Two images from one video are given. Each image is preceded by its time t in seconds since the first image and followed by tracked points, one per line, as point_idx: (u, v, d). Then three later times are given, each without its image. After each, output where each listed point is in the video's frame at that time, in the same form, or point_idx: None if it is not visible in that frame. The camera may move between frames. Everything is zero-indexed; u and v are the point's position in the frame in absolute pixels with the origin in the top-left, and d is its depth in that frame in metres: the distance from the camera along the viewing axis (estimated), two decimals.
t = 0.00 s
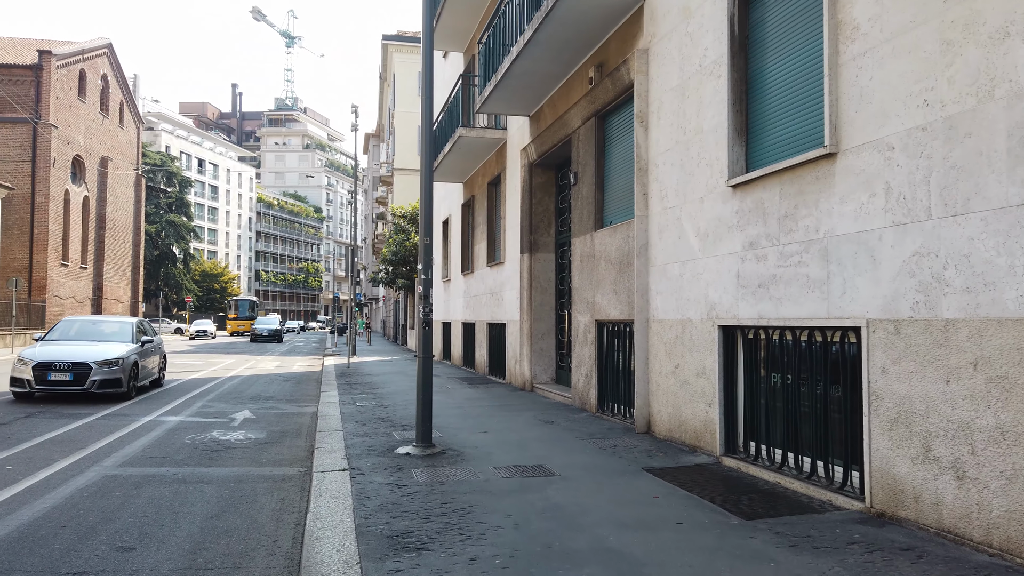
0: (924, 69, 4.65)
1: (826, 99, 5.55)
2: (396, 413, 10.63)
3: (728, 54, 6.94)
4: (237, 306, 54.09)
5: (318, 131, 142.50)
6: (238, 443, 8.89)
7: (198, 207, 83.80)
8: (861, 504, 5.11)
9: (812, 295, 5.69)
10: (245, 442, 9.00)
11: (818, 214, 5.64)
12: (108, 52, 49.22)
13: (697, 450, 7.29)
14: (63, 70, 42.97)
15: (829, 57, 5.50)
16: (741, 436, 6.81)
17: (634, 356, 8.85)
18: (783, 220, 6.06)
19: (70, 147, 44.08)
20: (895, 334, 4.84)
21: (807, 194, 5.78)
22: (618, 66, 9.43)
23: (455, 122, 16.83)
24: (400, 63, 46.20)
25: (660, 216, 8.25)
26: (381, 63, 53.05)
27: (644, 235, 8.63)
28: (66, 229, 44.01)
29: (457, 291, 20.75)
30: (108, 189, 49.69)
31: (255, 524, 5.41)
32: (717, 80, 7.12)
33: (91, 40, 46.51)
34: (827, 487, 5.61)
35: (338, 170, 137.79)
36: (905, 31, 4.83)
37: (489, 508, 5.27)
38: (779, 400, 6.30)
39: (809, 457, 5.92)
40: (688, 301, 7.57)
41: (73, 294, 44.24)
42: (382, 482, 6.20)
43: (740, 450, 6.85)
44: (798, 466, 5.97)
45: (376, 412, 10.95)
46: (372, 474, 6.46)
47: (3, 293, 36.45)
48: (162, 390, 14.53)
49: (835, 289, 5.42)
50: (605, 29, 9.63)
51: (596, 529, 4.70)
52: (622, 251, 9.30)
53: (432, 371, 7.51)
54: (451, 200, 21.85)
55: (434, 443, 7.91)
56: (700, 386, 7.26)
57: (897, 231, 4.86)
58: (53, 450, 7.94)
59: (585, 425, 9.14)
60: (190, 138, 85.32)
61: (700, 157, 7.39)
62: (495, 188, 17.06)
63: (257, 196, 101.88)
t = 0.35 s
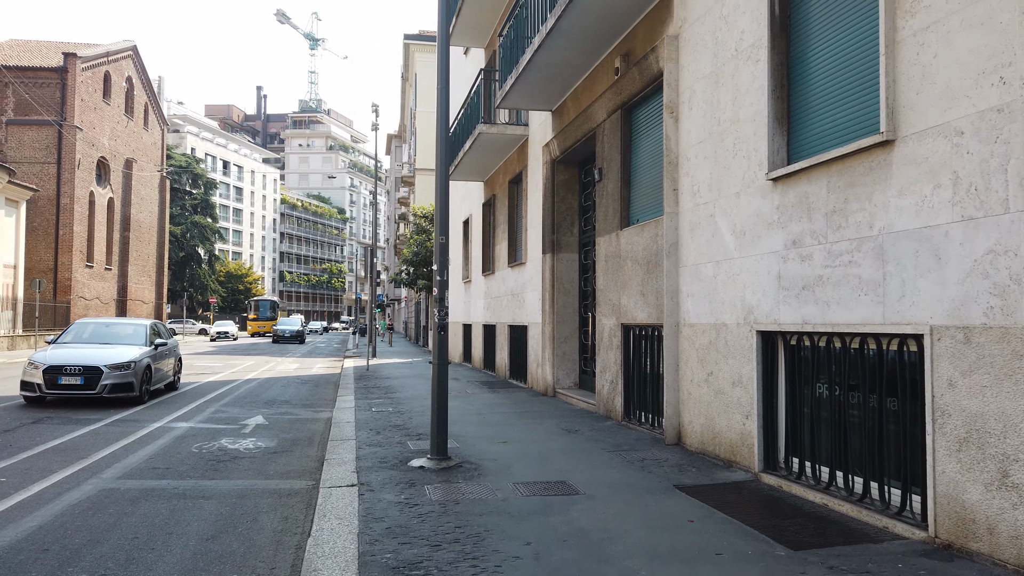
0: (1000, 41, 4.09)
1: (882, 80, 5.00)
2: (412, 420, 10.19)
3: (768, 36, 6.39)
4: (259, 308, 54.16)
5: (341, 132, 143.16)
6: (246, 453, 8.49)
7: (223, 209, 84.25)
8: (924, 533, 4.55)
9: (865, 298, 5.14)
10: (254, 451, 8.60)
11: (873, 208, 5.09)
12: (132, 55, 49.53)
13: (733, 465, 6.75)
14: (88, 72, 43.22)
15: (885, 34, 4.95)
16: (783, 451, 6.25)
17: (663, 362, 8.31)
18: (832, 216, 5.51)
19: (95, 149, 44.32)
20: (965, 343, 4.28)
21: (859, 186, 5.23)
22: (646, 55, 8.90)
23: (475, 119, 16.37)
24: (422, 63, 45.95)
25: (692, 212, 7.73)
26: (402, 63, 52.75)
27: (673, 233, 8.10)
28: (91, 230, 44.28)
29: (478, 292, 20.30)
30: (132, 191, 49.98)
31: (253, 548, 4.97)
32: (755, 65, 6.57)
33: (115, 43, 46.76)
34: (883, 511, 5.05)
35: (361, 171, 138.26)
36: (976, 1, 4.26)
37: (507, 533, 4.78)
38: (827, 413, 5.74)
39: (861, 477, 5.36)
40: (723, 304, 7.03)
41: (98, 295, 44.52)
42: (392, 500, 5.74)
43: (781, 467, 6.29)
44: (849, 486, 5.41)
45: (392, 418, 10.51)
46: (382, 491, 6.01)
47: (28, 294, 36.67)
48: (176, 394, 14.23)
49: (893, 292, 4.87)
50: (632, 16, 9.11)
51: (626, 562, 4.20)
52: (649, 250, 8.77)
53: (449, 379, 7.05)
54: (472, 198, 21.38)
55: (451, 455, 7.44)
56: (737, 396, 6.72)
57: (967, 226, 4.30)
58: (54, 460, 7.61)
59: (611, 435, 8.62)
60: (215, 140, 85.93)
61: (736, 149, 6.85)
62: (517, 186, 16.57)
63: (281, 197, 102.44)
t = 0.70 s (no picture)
0: None
1: (918, 55, 4.49)
2: (407, 427, 9.69)
3: (787, 12, 5.88)
4: (258, 310, 53.83)
5: (346, 134, 143.21)
6: (229, 463, 8.00)
7: (227, 211, 84.04)
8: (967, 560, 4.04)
9: (898, 296, 4.62)
10: (238, 461, 8.11)
11: (907, 197, 4.58)
12: (134, 55, 49.22)
13: (748, 478, 6.23)
14: (89, 73, 42.93)
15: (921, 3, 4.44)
16: (803, 464, 5.74)
17: (671, 367, 7.80)
18: (859, 207, 5.00)
19: (96, 150, 44.03)
20: (1018, 348, 3.77)
21: (891, 173, 4.72)
22: (653, 41, 8.40)
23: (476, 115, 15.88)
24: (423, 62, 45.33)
25: (702, 206, 7.23)
26: (405, 64, 52.30)
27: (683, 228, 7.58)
28: (92, 232, 43.93)
29: (480, 293, 19.81)
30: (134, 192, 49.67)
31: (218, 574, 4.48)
32: (772, 46, 6.05)
33: (117, 43, 46.46)
34: (918, 534, 4.52)
35: (366, 173, 138.10)
36: None
37: (499, 560, 4.28)
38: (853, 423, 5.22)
39: (892, 495, 4.84)
40: (737, 305, 6.52)
41: (98, 297, 44.20)
42: (376, 518, 5.24)
43: (801, 481, 5.77)
44: (879, 505, 4.88)
45: (386, 425, 10.00)
46: (367, 508, 5.51)
47: (27, 296, 36.33)
48: (166, 399, 13.77)
49: (931, 289, 4.36)
50: None
51: None
52: (657, 248, 8.27)
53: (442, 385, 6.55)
54: (473, 198, 20.89)
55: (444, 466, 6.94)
56: (752, 404, 6.20)
57: (1019, 215, 3.79)
58: (22, 471, 7.14)
59: (615, 444, 8.11)
60: (219, 142, 85.75)
61: (751, 136, 6.34)
62: (519, 183, 16.07)
63: (286, 199, 102.27)
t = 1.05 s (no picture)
0: None
1: (978, 28, 3.99)
2: (411, 436, 9.23)
3: None
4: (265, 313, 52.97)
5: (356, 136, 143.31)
6: (222, 476, 7.55)
7: (237, 213, 84.03)
8: None
9: (956, 299, 4.12)
10: (232, 474, 7.67)
11: (965, 188, 4.07)
12: (144, 57, 49.14)
13: (779, 497, 5.73)
14: (97, 74, 42.82)
15: None
16: (841, 483, 5.23)
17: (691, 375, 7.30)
18: (908, 199, 4.50)
19: (104, 152, 43.91)
20: None
21: (946, 161, 4.21)
22: (669, 28, 7.93)
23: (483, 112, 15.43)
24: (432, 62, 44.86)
25: (725, 202, 6.73)
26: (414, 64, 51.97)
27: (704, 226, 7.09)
28: (100, 234, 43.78)
29: (489, 295, 19.34)
30: (143, 194, 49.56)
31: None
32: (803, 27, 5.55)
33: (126, 45, 46.36)
34: (980, 567, 4.02)
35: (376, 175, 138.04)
36: None
37: None
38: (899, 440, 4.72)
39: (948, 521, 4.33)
40: (765, 308, 6.02)
41: (107, 300, 44.05)
42: (372, 543, 4.77)
43: (839, 502, 5.27)
44: (932, 533, 4.38)
45: (389, 434, 9.53)
46: (362, 531, 5.04)
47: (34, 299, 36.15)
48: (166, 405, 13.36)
49: (996, 291, 3.85)
50: None
51: None
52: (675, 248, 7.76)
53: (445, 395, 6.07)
54: (482, 198, 20.42)
55: (448, 481, 6.46)
56: (783, 417, 5.70)
57: None
58: None
59: (631, 457, 7.61)
60: (230, 145, 85.79)
61: (780, 125, 5.83)
62: (529, 182, 15.60)
63: (296, 201, 102.27)
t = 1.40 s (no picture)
0: None
1: None
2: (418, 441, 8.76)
3: None
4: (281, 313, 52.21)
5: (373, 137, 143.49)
6: (216, 482, 7.14)
7: (255, 214, 84.20)
8: None
9: None
10: (227, 481, 7.24)
11: None
12: (160, 57, 49.16)
13: (814, 512, 5.21)
14: (114, 74, 42.89)
15: None
16: (885, 499, 4.71)
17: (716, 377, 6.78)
18: (967, 179, 3.98)
19: (121, 152, 44.00)
20: None
21: (1015, 135, 3.69)
22: (692, 6, 7.42)
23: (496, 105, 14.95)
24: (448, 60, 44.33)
25: (753, 190, 6.21)
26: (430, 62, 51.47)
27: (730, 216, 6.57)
28: (117, 234, 43.79)
29: (503, 294, 18.87)
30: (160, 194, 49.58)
31: None
32: None
33: (143, 45, 46.42)
34: None
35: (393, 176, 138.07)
36: None
37: None
38: (955, 452, 4.19)
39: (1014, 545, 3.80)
40: (799, 305, 5.49)
41: (123, 299, 44.07)
42: (364, 563, 4.31)
43: (883, 520, 4.74)
44: (994, 557, 3.85)
45: (395, 438, 9.09)
46: (355, 549, 4.59)
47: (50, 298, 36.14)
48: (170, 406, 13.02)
49: None
50: None
51: None
52: (698, 240, 7.24)
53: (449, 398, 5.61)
54: (497, 195, 19.92)
55: (453, 492, 6.00)
56: (819, 423, 5.18)
57: None
58: None
59: (651, 465, 7.10)
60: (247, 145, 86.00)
61: (816, 103, 5.31)
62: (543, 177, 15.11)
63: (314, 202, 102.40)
